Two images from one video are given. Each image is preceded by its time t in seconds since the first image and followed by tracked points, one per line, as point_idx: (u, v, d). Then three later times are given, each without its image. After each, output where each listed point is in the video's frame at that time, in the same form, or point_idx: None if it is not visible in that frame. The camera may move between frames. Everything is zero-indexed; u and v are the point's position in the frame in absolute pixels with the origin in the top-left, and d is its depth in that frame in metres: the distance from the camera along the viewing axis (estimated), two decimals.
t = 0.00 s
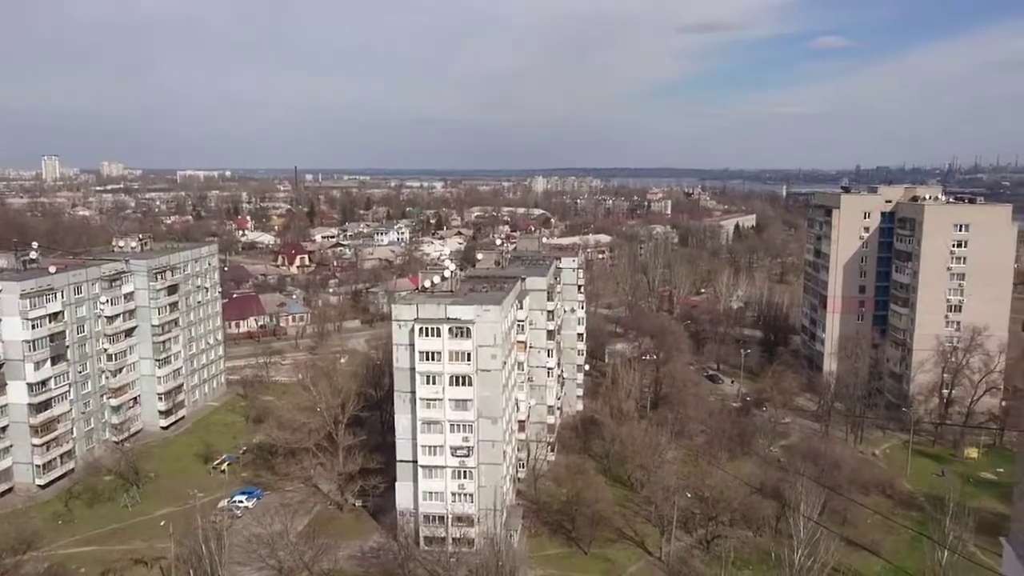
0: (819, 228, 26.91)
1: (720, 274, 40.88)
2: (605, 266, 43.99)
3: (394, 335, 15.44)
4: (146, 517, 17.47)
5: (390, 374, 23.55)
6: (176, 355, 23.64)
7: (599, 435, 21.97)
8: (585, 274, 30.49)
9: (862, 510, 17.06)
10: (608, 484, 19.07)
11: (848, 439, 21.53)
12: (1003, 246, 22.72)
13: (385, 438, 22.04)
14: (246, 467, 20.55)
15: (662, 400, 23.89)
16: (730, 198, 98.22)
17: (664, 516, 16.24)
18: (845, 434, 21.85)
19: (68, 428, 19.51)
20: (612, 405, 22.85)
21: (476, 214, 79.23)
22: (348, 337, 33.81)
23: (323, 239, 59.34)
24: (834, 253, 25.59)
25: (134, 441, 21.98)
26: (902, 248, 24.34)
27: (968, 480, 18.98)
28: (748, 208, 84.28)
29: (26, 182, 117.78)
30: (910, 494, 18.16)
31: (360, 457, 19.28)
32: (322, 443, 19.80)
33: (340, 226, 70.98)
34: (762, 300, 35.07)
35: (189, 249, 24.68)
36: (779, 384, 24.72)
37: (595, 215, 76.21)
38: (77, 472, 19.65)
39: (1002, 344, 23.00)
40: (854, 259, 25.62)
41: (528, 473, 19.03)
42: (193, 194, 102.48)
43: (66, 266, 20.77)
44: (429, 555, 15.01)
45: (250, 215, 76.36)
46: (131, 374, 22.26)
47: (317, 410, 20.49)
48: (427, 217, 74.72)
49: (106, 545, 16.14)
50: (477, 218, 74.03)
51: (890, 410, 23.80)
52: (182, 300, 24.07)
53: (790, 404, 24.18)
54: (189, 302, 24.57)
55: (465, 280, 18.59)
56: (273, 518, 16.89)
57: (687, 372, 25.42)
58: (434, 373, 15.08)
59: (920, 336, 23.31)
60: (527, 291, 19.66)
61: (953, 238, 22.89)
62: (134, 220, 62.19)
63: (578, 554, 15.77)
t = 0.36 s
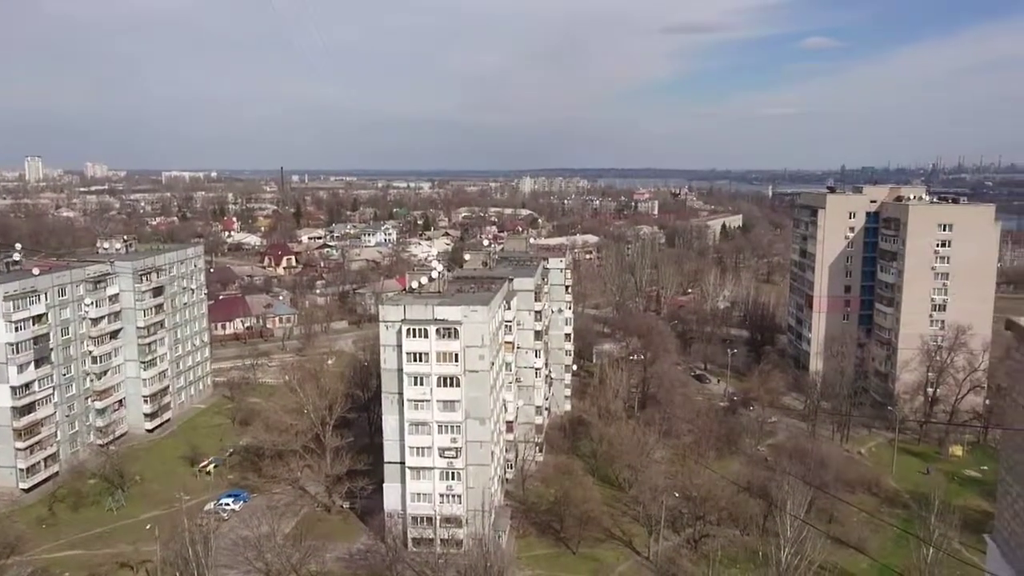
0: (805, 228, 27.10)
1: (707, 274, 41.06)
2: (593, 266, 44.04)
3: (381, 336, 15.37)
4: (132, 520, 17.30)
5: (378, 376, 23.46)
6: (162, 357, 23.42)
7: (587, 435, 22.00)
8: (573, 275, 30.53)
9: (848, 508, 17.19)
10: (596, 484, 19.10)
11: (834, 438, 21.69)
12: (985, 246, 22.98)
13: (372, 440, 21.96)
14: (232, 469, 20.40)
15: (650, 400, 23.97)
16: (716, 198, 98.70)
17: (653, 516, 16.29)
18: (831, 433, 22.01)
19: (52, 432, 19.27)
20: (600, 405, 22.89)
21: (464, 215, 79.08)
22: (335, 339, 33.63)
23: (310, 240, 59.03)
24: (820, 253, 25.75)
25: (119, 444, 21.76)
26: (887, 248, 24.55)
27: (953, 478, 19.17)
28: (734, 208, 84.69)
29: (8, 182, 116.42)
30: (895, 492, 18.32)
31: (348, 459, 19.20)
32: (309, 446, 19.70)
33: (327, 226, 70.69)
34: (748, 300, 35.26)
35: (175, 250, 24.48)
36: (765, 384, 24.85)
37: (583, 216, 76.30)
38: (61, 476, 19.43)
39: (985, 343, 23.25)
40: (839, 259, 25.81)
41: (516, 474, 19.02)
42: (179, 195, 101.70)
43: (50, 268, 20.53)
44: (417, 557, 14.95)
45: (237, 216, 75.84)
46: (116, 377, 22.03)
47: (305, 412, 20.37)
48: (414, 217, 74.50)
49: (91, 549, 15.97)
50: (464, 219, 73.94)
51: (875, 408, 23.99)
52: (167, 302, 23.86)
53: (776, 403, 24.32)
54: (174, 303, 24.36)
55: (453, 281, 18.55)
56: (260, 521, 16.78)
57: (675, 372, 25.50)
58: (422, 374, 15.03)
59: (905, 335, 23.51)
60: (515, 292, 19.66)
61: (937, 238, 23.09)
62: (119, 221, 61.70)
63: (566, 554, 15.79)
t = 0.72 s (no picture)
0: (792, 228, 27.25)
1: (695, 274, 41.21)
2: (582, 267, 44.09)
3: (370, 338, 15.32)
4: (118, 524, 17.14)
5: (366, 377, 23.37)
6: (149, 359, 23.23)
7: (576, 435, 22.01)
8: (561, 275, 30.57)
9: (837, 507, 17.29)
10: (586, 485, 19.12)
11: (822, 437, 21.81)
12: (970, 246, 23.20)
13: (361, 441, 21.87)
14: (220, 471, 20.26)
15: (639, 400, 24.01)
16: (704, 199, 99.13)
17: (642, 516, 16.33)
18: (819, 432, 22.13)
19: (38, 435, 19.06)
20: (590, 405, 22.91)
21: (453, 216, 79.00)
22: (324, 340, 33.48)
23: (298, 242, 58.78)
24: (807, 253, 25.90)
25: (106, 447, 21.56)
26: (874, 248, 24.73)
27: (939, 476, 19.33)
28: (722, 208, 85.03)
29: None
30: (882, 491, 18.44)
31: (337, 461, 19.11)
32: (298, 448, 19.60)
33: (315, 228, 70.37)
34: (736, 300, 35.41)
35: (162, 252, 24.30)
36: (754, 383, 24.97)
37: (571, 216, 76.37)
38: (47, 479, 19.21)
39: (971, 342, 23.46)
40: (826, 259, 25.97)
41: (506, 474, 18.99)
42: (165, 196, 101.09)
43: (35, 270, 20.31)
44: (406, 558, 14.89)
45: (224, 218, 75.41)
46: (103, 379, 21.83)
47: (293, 414, 20.26)
48: (403, 219, 74.34)
49: (77, 553, 15.80)
50: (453, 220, 73.84)
51: (862, 407, 24.15)
52: (154, 304, 23.68)
53: (764, 403, 24.43)
54: (161, 305, 24.17)
55: (442, 282, 18.51)
56: (248, 523, 16.67)
57: (664, 372, 25.57)
58: (410, 375, 14.98)
59: (891, 334, 23.68)
60: (503, 292, 19.64)
61: (923, 238, 23.27)
62: (106, 223, 61.23)
63: (556, 555, 15.79)
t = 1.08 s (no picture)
0: (778, 229, 27.43)
1: (682, 275, 41.36)
2: (569, 268, 44.12)
3: (356, 340, 15.25)
4: (103, 529, 16.93)
5: (353, 380, 23.27)
6: (133, 362, 22.99)
7: (563, 436, 22.02)
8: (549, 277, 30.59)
9: (822, 507, 17.41)
10: (573, 486, 19.13)
11: (808, 437, 21.96)
12: (953, 246, 23.45)
13: (348, 444, 21.77)
14: (206, 475, 20.08)
15: (626, 401, 24.06)
16: (689, 200, 99.58)
17: (629, 517, 16.34)
18: (805, 432, 22.27)
19: (21, 439, 18.79)
20: (577, 407, 22.92)
21: (439, 217, 78.85)
22: (310, 342, 33.29)
23: (283, 243, 58.45)
24: (793, 254, 26.08)
25: (89, 451, 21.30)
26: (858, 249, 24.93)
27: (924, 475, 19.52)
28: (708, 209, 85.31)
29: None
30: (868, 490, 18.59)
31: (324, 464, 19.00)
32: (284, 451, 19.46)
33: (301, 230, 70.03)
34: (722, 301, 35.58)
35: (146, 254, 24.08)
36: (740, 384, 25.10)
37: (558, 218, 76.39)
38: (29, 484, 18.92)
39: (954, 342, 23.70)
40: (811, 260, 26.16)
41: (493, 476, 18.95)
42: (149, 198, 100.18)
43: (17, 272, 20.05)
44: (394, 561, 14.83)
45: (209, 219, 74.85)
46: (87, 383, 21.59)
47: (280, 417, 20.10)
48: (390, 220, 74.14)
49: (61, 559, 15.59)
50: (440, 221, 73.75)
51: (847, 407, 24.35)
52: (139, 306, 23.45)
53: (751, 403, 24.56)
54: (146, 308, 23.92)
55: (429, 284, 18.47)
56: (234, 527, 16.53)
57: (650, 373, 25.64)
58: (398, 378, 14.92)
59: (876, 334, 23.89)
60: (490, 294, 19.61)
61: (906, 239, 23.50)
62: (89, 225, 60.63)
63: (543, 556, 15.78)
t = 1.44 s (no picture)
0: (763, 231, 27.61)
1: (668, 277, 41.53)
2: (556, 270, 44.17)
3: (342, 342, 15.17)
4: (86, 534, 16.73)
5: (339, 383, 23.16)
6: (117, 366, 22.76)
7: (550, 438, 22.03)
8: (535, 279, 30.61)
9: (808, 507, 17.52)
10: (560, 488, 19.14)
11: (793, 437, 22.10)
12: (936, 248, 23.70)
13: (334, 447, 21.67)
14: (191, 479, 19.90)
15: (613, 402, 24.10)
16: (676, 201, 100.11)
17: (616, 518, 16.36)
18: (791, 432, 22.41)
19: (3, 444, 18.52)
20: (564, 408, 22.93)
21: (426, 219, 78.74)
22: (296, 345, 33.09)
23: (269, 246, 58.11)
24: (778, 256, 26.25)
25: (72, 456, 21.04)
26: (842, 250, 25.14)
27: (908, 474, 19.70)
28: (693, 211, 85.75)
29: None
30: (853, 490, 18.74)
31: (310, 467, 18.88)
32: (271, 454, 19.32)
33: (286, 232, 69.64)
34: (708, 302, 35.74)
35: (129, 257, 23.84)
36: (726, 385, 25.23)
37: (545, 220, 76.52)
38: (12, 490, 18.65)
39: (937, 342, 23.95)
40: (796, 261, 26.36)
41: (480, 478, 18.91)
42: (132, 200, 99.25)
43: None
44: (380, 564, 14.74)
45: (193, 222, 74.30)
46: (70, 387, 21.34)
47: (266, 420, 19.96)
48: (376, 222, 73.95)
49: (43, 565, 15.38)
50: (426, 224, 73.62)
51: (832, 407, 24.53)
52: (123, 310, 23.22)
53: (736, 404, 24.68)
54: (130, 311, 23.69)
55: (415, 286, 18.41)
56: (219, 531, 16.38)
57: (637, 375, 25.72)
58: (384, 380, 14.86)
59: (860, 335, 24.08)
60: (477, 296, 19.59)
61: (890, 240, 23.70)
62: (72, 227, 59.98)
63: (531, 558, 15.77)
